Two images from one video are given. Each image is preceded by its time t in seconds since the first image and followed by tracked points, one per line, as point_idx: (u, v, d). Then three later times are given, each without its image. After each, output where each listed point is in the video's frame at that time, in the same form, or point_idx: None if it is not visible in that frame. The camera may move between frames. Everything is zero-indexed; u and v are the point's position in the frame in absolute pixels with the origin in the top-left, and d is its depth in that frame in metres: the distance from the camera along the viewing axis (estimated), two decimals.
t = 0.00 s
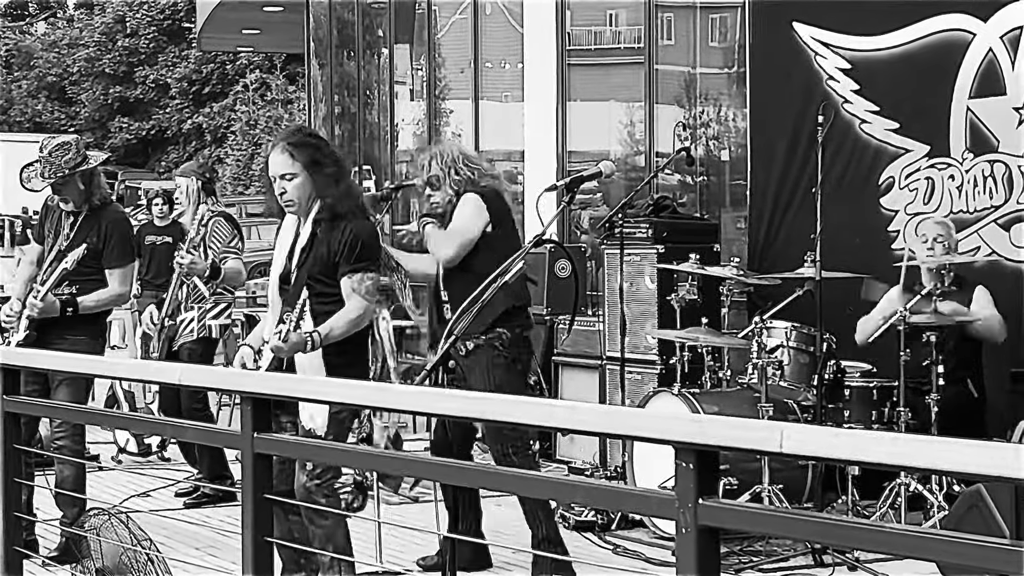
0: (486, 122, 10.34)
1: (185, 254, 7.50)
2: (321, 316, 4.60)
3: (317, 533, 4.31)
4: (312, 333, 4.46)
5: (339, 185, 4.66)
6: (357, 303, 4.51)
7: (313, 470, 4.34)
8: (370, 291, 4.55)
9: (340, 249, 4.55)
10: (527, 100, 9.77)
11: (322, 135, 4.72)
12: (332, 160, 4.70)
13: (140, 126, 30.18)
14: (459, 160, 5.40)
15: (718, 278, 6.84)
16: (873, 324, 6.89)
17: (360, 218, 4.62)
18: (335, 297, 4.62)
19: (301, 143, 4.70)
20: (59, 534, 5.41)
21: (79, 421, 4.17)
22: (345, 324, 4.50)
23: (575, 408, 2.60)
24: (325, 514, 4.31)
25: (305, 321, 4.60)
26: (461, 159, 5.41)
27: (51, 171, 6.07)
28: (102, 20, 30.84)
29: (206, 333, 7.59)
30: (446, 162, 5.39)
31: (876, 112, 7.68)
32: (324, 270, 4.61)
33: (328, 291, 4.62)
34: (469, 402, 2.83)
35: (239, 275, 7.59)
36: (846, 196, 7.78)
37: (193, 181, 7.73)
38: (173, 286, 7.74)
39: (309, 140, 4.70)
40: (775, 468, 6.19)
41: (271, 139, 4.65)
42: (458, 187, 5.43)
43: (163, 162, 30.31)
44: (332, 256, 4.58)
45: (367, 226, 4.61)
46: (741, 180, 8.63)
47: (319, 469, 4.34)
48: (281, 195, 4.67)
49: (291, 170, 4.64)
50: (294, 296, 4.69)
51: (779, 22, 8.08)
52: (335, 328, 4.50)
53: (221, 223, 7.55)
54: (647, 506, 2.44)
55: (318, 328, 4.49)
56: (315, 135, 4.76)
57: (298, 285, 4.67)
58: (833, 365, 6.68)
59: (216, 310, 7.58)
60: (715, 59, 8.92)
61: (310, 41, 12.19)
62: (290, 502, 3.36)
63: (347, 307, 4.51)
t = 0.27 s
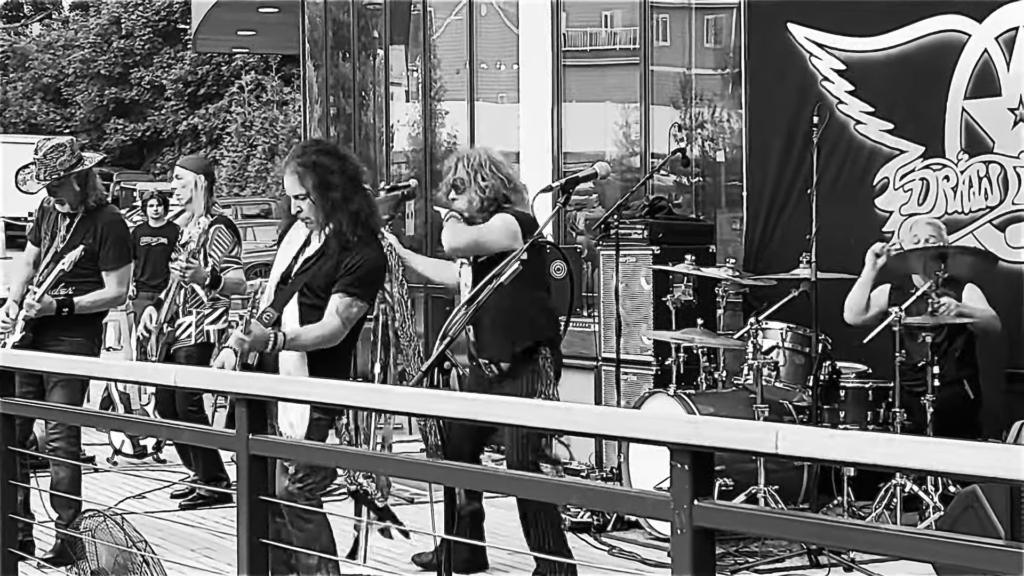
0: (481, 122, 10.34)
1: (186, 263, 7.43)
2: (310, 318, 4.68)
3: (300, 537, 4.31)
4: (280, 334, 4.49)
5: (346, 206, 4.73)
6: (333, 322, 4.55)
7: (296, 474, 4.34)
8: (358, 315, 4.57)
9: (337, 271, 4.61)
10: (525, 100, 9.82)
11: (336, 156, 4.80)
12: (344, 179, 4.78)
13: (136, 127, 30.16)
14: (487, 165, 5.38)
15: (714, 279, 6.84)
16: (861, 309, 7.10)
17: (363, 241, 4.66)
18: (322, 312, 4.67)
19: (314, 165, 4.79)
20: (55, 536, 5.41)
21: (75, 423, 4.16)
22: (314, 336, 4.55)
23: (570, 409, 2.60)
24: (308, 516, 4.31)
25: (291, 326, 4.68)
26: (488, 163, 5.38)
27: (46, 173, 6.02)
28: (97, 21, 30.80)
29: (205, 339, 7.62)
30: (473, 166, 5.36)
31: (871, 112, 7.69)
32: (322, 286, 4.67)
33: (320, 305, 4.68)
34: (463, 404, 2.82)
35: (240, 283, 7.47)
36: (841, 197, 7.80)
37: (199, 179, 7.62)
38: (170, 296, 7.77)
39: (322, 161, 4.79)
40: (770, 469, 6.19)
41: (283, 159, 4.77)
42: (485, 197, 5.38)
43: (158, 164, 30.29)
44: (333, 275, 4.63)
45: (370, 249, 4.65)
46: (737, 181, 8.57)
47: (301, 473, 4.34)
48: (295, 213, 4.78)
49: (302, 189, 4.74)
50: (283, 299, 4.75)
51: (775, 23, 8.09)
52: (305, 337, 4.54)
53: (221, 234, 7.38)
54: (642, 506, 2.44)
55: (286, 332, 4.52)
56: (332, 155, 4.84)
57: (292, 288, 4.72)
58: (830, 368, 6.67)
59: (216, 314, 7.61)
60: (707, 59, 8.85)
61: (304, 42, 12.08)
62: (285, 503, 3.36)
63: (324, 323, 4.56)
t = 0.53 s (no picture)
0: (477, 123, 10.34)
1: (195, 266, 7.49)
2: (313, 322, 4.64)
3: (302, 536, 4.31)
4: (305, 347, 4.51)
5: (335, 188, 4.72)
6: (344, 313, 4.54)
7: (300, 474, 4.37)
8: (358, 300, 4.58)
9: (330, 253, 4.60)
10: (521, 100, 9.83)
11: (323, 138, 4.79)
12: (332, 163, 4.78)
13: (133, 128, 30.16)
14: (507, 185, 5.48)
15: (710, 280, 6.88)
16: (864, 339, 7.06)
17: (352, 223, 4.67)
18: (323, 308, 4.64)
19: (303, 146, 4.77)
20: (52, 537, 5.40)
21: (73, 424, 4.15)
22: (335, 332, 4.53)
23: (566, 410, 2.60)
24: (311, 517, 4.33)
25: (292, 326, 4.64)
26: (509, 182, 5.48)
27: (44, 175, 6.04)
28: (94, 22, 30.80)
29: (211, 339, 7.60)
30: (493, 184, 5.47)
31: (867, 113, 7.69)
32: (312, 276, 4.64)
33: (314, 298, 4.65)
34: (459, 405, 2.82)
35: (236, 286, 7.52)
36: (837, 196, 7.79)
37: (198, 178, 7.56)
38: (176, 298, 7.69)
39: (311, 143, 4.78)
40: (767, 469, 6.19)
41: (272, 137, 4.73)
42: (502, 218, 5.47)
43: (155, 164, 30.28)
44: (322, 260, 4.61)
45: (359, 234, 4.66)
46: (733, 181, 8.74)
47: (305, 473, 4.37)
48: (277, 194, 4.75)
49: (290, 170, 4.72)
50: (283, 302, 4.72)
51: (772, 23, 8.08)
52: (324, 338, 4.52)
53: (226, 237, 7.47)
54: (638, 507, 2.44)
55: (309, 340, 4.53)
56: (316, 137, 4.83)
57: (287, 291, 4.70)
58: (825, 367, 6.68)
59: (221, 314, 7.60)
60: (703, 60, 9.00)
61: (302, 43, 12.16)
62: (282, 504, 3.36)
63: (337, 316, 4.55)
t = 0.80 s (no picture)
0: (476, 123, 10.34)
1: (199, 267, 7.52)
2: (307, 323, 4.63)
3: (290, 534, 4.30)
4: (296, 350, 4.49)
5: (328, 194, 4.69)
6: (338, 317, 4.54)
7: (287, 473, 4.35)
8: (353, 303, 4.57)
9: (328, 259, 4.58)
10: (520, 101, 9.83)
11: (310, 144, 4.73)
12: (321, 167, 4.75)
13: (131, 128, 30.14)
14: (516, 191, 5.49)
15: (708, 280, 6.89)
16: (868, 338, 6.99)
17: (347, 226, 4.64)
18: (319, 308, 4.63)
19: (290, 154, 4.71)
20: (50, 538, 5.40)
21: (70, 425, 4.15)
22: (328, 336, 4.52)
23: (563, 410, 2.60)
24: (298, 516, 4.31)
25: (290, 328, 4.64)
26: (517, 189, 5.48)
27: (42, 175, 6.04)
28: (93, 22, 30.80)
29: (215, 338, 7.72)
30: (501, 190, 5.47)
31: (864, 113, 7.69)
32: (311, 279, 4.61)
33: (313, 299, 4.63)
34: (456, 405, 2.82)
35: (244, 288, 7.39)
36: (835, 196, 7.79)
37: (206, 177, 7.51)
38: (182, 299, 7.75)
39: (298, 149, 4.72)
40: (765, 469, 6.19)
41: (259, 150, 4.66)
42: (509, 227, 5.50)
43: (154, 165, 30.26)
44: (321, 266, 4.59)
45: (355, 236, 4.63)
46: (731, 181, 8.68)
47: (292, 472, 4.33)
48: (273, 204, 4.70)
49: (282, 180, 4.67)
50: (278, 302, 4.69)
51: (770, 23, 8.08)
52: (317, 341, 4.52)
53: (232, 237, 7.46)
54: (636, 507, 2.44)
55: (302, 344, 4.51)
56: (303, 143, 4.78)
57: (285, 290, 4.66)
58: (823, 367, 6.72)
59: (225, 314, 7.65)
60: (700, 60, 8.93)
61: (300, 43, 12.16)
62: (279, 505, 3.36)
63: (329, 320, 4.54)
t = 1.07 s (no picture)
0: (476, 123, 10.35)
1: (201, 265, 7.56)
2: (299, 327, 4.65)
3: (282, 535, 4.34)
4: (286, 347, 4.53)
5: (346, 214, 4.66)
6: (334, 328, 4.55)
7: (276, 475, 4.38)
8: (350, 318, 4.58)
9: (332, 273, 4.57)
10: (519, 100, 9.83)
11: (342, 160, 4.72)
12: (347, 184, 4.71)
13: (131, 128, 30.15)
14: (515, 176, 5.51)
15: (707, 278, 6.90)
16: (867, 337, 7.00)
17: (359, 249, 4.62)
18: (312, 315, 4.65)
19: (320, 164, 4.70)
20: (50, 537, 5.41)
21: (70, 424, 4.15)
22: (320, 344, 4.56)
23: (562, 409, 2.60)
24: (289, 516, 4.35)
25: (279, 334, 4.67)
26: (517, 174, 5.50)
27: (41, 175, 6.00)
28: (92, 22, 30.83)
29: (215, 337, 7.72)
30: (501, 174, 5.49)
31: (864, 112, 7.69)
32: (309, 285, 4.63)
33: (307, 306, 4.65)
34: (455, 404, 2.83)
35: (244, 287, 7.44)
36: (834, 196, 7.79)
37: (211, 181, 7.53)
38: (184, 298, 7.72)
39: (329, 163, 4.70)
40: (765, 468, 6.19)
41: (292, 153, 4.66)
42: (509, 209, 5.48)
43: (154, 165, 30.27)
44: (321, 278, 4.60)
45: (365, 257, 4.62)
46: (731, 181, 8.71)
47: (282, 474, 4.37)
48: (290, 210, 4.68)
49: (304, 190, 4.65)
50: (271, 300, 4.72)
51: (769, 23, 8.09)
52: (309, 348, 4.56)
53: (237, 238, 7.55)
54: (635, 506, 2.44)
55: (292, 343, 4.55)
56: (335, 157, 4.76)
57: (281, 290, 4.69)
58: (822, 366, 6.63)
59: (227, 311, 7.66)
60: (701, 59, 9.00)
61: (300, 42, 12.10)
62: (278, 504, 3.36)
63: (324, 329, 4.57)
